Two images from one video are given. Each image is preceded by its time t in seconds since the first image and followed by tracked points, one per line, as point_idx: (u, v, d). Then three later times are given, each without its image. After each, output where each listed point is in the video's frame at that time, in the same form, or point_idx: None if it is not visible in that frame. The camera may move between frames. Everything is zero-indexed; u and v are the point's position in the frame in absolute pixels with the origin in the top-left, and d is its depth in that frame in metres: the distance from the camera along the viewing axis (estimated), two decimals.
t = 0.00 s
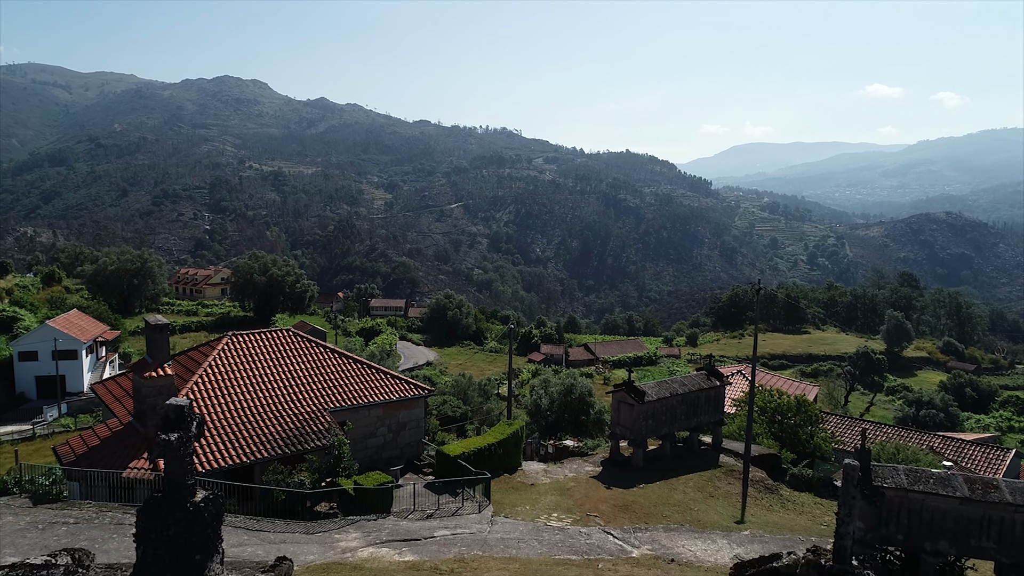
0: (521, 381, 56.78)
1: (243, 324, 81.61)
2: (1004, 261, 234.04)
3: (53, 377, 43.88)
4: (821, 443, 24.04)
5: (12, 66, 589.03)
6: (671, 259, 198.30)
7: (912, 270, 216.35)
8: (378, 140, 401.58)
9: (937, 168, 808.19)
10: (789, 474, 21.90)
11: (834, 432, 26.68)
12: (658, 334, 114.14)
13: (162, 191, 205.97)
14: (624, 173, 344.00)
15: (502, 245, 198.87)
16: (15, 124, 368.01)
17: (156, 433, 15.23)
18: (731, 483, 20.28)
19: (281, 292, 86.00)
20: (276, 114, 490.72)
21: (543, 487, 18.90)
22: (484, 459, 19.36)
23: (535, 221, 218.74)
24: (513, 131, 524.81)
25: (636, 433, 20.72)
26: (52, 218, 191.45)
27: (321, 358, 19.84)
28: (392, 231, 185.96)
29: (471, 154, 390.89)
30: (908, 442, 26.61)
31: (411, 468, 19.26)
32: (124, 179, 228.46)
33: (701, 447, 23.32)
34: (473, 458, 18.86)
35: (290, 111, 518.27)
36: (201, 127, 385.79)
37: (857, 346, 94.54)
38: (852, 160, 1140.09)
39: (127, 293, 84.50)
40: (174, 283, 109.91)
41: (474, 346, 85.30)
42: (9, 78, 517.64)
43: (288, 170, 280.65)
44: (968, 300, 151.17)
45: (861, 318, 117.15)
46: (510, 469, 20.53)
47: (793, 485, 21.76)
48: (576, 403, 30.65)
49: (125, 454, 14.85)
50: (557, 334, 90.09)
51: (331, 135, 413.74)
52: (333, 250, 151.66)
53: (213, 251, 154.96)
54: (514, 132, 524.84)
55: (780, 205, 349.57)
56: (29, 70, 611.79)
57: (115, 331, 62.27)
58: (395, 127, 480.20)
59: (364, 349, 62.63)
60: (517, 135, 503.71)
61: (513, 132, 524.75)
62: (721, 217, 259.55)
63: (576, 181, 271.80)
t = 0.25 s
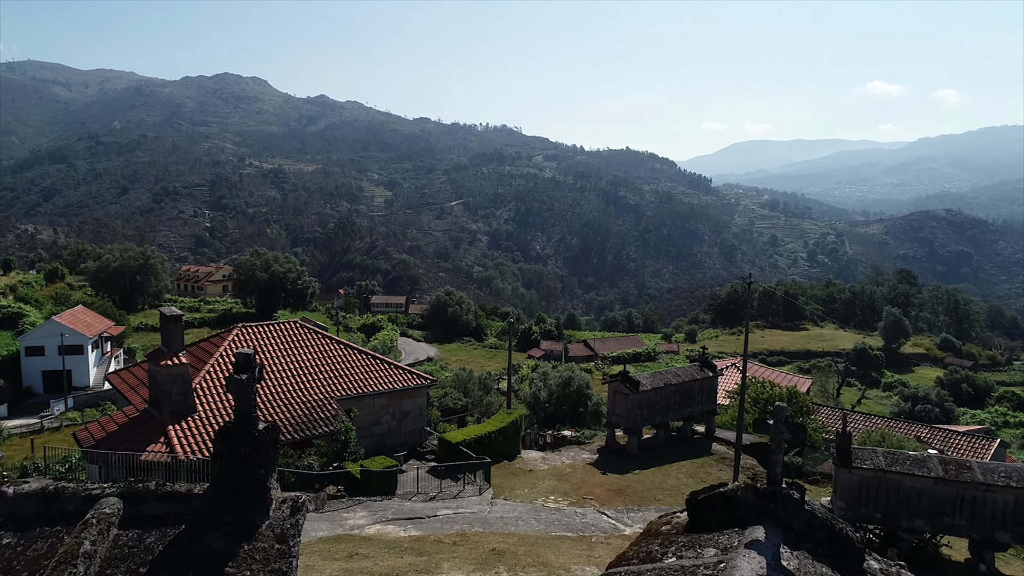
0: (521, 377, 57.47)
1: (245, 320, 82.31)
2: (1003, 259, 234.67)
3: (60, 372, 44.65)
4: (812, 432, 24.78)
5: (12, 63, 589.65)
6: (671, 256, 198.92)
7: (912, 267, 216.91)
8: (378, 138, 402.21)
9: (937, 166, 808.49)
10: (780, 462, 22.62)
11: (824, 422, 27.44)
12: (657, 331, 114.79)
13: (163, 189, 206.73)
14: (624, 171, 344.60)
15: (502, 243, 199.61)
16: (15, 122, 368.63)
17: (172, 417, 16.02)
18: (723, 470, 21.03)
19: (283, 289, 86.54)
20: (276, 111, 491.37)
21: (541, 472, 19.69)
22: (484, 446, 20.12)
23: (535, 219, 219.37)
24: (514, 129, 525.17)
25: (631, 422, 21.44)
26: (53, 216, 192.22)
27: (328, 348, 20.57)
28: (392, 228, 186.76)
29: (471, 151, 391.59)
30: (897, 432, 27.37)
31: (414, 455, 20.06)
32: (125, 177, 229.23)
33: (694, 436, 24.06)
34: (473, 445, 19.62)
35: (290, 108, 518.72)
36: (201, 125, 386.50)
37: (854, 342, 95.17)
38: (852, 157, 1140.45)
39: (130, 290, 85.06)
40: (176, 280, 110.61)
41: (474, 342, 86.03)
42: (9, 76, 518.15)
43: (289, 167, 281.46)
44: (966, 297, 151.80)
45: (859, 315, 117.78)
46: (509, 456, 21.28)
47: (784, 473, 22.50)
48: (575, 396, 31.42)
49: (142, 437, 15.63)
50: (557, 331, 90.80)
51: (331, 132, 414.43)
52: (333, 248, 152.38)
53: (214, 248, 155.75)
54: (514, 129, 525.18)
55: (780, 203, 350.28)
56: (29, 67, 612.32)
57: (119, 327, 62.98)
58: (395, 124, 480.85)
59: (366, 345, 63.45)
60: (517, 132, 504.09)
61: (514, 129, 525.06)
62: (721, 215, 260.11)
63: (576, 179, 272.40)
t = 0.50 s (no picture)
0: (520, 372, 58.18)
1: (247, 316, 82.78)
2: (1002, 256, 235.17)
3: (66, 366, 45.35)
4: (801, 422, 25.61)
5: (11, 60, 589.90)
6: (671, 254, 199.41)
7: (911, 265, 217.39)
8: (378, 135, 402.50)
9: (938, 163, 808.20)
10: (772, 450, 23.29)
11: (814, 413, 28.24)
12: (656, 328, 115.49)
13: (164, 186, 207.41)
14: (624, 168, 344.99)
15: (502, 240, 200.23)
16: (15, 120, 368.88)
17: (187, 405, 16.70)
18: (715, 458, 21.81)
19: (284, 286, 87.07)
20: (276, 108, 491.51)
21: (538, 459, 20.48)
22: (484, 433, 20.96)
23: (535, 216, 219.98)
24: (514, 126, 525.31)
25: (625, 410, 22.23)
26: (53, 213, 192.74)
27: (333, 339, 21.31)
28: (392, 225, 187.36)
29: (471, 149, 391.90)
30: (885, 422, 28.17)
31: (416, 442, 20.92)
32: (125, 174, 229.84)
33: (688, 426, 24.81)
34: (474, 433, 20.43)
35: (290, 105, 518.84)
36: (201, 122, 386.76)
37: (852, 339, 95.81)
38: (853, 155, 1140.89)
39: (133, 286, 85.82)
40: (178, 277, 111.16)
41: (474, 338, 86.75)
42: (9, 73, 518.54)
43: (289, 165, 281.93)
44: (965, 294, 152.32)
45: (857, 311, 118.46)
46: (508, 444, 22.13)
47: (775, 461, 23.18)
48: (573, 388, 32.22)
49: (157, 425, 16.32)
50: (556, 327, 91.52)
51: (331, 130, 414.68)
52: (333, 245, 152.90)
53: (215, 245, 156.49)
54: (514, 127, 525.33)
55: (780, 200, 350.67)
56: (29, 64, 611.95)
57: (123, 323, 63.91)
58: (395, 121, 481.06)
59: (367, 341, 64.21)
60: (517, 129, 504.42)
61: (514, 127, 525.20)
62: (721, 212, 260.63)
63: (576, 176, 272.83)
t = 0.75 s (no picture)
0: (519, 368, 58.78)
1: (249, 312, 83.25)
2: (1002, 253, 235.85)
3: (72, 362, 45.99)
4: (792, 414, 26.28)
5: (11, 57, 589.23)
6: (671, 250, 199.99)
7: (911, 262, 217.99)
8: (378, 132, 402.96)
9: (938, 160, 808.30)
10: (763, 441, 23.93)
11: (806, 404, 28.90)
12: (655, 325, 116.17)
13: (164, 184, 208.04)
14: (624, 165, 345.46)
15: (502, 237, 200.91)
16: (15, 117, 369.23)
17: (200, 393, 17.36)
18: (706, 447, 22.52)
19: (286, 282, 87.39)
20: (276, 105, 491.71)
21: (537, 448, 21.18)
22: (485, 423, 21.70)
23: (535, 213, 220.63)
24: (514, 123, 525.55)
25: (621, 402, 22.94)
26: (54, 210, 193.29)
27: (338, 332, 22.02)
28: (392, 223, 187.95)
29: (471, 146, 392.30)
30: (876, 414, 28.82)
31: (419, 431, 21.64)
32: (125, 171, 230.38)
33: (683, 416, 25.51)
34: (475, 422, 21.20)
35: (290, 103, 519.17)
36: (201, 119, 387.09)
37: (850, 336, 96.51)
38: (853, 152, 1140.94)
39: (136, 283, 86.47)
40: (180, 274, 111.75)
41: (474, 335, 87.44)
42: (9, 70, 518.72)
43: (289, 162, 282.38)
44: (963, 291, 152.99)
45: (856, 308, 119.19)
46: (508, 433, 22.86)
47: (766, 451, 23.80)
48: (571, 381, 32.97)
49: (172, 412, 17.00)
50: (556, 324, 92.22)
51: (331, 127, 414.87)
52: (333, 243, 153.50)
53: (215, 243, 157.11)
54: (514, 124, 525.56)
55: (781, 197, 351.30)
56: (28, 61, 611.08)
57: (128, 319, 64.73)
58: (395, 118, 481.45)
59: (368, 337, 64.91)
60: (517, 126, 504.66)
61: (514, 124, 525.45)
62: (721, 209, 261.23)
63: (576, 173, 273.29)
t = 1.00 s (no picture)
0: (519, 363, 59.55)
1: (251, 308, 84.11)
2: (1001, 251, 236.47)
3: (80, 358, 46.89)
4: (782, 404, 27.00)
5: (10, 55, 588.15)
6: (671, 248, 200.62)
7: (910, 259, 218.63)
8: (378, 129, 403.38)
9: (939, 158, 808.42)
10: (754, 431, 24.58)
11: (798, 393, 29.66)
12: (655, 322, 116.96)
13: (165, 181, 208.64)
14: (624, 163, 345.97)
15: (502, 234, 201.66)
16: (14, 114, 369.33)
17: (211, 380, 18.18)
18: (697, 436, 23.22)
19: (288, 279, 88.18)
20: (275, 103, 492.17)
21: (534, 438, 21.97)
22: (485, 412, 22.46)
23: (535, 211, 221.40)
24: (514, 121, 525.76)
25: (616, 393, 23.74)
26: (54, 208, 193.84)
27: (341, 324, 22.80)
28: (392, 220, 188.63)
29: (471, 143, 392.66)
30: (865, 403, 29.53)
31: (421, 420, 22.39)
32: (126, 169, 230.96)
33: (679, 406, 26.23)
34: (476, 410, 22.00)
35: (290, 100, 519.19)
36: (201, 116, 387.45)
37: (847, 332, 97.24)
38: (853, 149, 1140.81)
39: (139, 280, 87.24)
40: (182, 271, 112.42)
41: (474, 331, 88.26)
42: (8, 67, 518.77)
43: (288, 159, 282.85)
44: (961, 288, 153.85)
45: (854, 306, 120.02)
46: (508, 422, 23.65)
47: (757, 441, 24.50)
48: (569, 375, 33.73)
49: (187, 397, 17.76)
50: (555, 321, 93.03)
51: (331, 124, 415.12)
52: (334, 240, 154.07)
53: (216, 240, 157.81)
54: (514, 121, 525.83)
55: (781, 194, 351.75)
56: (27, 59, 611.31)
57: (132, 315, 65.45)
58: (395, 116, 481.73)
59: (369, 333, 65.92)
60: (517, 124, 504.85)
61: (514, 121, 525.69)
62: (721, 207, 261.74)
63: (576, 171, 273.89)
